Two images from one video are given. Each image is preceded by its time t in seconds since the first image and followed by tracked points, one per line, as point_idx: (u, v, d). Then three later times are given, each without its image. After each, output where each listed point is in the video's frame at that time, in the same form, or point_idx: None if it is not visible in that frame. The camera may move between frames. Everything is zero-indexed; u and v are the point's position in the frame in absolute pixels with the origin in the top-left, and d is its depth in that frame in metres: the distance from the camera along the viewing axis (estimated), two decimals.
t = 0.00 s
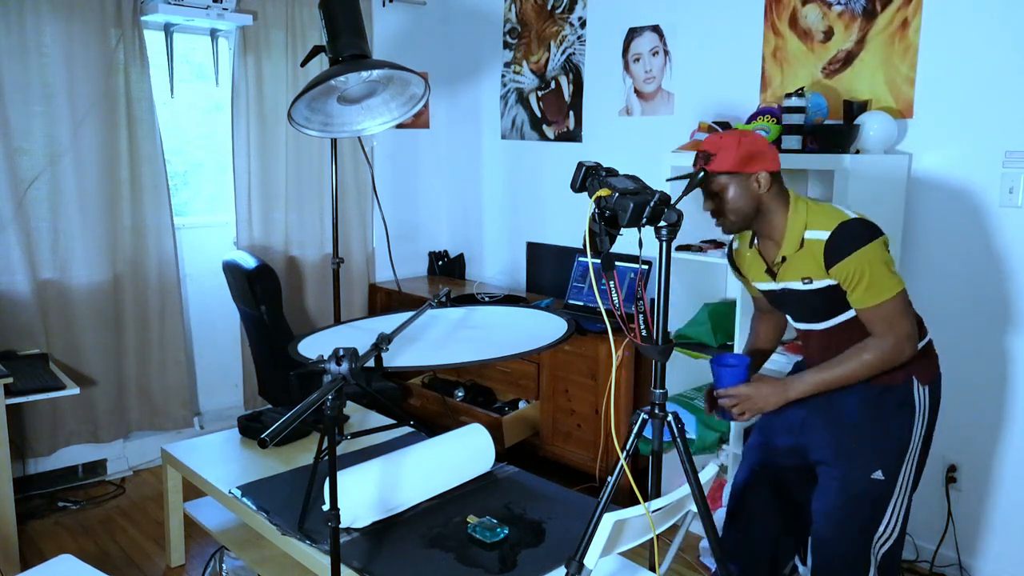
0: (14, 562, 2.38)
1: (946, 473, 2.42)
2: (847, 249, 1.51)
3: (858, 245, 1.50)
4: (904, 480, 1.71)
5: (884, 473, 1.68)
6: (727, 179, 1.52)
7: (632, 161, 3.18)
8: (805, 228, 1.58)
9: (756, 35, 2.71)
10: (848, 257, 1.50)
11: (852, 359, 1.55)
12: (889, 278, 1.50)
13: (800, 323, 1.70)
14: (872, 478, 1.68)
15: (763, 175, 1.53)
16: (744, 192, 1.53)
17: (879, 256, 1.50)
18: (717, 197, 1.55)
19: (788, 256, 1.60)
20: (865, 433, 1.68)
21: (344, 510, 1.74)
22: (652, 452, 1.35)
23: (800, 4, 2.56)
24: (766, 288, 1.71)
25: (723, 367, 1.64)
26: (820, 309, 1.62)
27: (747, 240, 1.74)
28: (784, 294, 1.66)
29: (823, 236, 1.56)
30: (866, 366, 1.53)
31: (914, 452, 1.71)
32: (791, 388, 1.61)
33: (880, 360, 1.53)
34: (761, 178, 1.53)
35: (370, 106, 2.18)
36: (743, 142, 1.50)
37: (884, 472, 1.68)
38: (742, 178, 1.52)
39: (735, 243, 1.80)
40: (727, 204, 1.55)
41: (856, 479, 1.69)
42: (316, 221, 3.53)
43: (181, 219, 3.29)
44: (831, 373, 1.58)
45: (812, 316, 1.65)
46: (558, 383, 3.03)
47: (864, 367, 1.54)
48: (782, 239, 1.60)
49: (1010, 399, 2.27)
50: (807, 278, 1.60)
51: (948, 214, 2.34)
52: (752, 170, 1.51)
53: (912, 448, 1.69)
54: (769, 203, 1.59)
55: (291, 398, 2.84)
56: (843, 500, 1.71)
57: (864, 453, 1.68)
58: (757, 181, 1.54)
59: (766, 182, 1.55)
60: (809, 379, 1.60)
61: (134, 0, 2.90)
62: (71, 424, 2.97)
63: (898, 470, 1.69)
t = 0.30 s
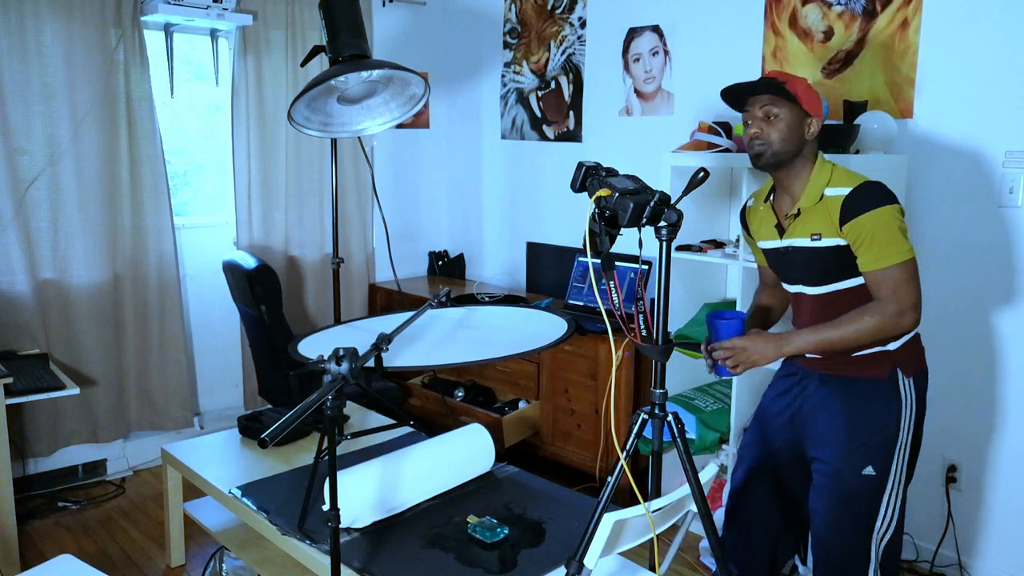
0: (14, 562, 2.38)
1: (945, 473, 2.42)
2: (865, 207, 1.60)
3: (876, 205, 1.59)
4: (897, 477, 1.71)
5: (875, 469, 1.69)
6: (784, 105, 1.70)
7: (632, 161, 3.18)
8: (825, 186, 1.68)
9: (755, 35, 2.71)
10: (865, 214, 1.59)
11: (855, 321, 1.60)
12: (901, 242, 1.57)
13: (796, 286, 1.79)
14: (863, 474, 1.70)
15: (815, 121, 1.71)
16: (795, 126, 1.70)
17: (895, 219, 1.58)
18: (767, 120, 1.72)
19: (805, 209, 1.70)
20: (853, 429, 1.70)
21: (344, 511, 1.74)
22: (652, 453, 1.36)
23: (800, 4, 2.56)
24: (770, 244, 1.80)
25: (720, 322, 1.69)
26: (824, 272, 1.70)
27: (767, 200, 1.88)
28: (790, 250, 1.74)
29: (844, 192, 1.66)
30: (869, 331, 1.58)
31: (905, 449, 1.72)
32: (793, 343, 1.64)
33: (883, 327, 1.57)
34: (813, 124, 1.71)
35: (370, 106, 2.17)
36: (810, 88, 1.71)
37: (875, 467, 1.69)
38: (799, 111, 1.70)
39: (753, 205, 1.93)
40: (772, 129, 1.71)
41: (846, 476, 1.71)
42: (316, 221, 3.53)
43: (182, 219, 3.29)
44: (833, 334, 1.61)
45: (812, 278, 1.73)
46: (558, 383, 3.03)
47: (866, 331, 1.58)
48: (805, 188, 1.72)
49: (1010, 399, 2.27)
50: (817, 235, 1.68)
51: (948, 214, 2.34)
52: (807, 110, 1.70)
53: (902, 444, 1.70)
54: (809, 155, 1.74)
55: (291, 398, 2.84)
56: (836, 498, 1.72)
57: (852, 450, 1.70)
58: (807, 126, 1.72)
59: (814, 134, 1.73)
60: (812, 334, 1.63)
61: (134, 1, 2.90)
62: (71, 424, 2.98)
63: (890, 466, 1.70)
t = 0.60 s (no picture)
0: (14, 562, 2.38)
1: (945, 473, 2.43)
2: (865, 187, 1.62)
3: (876, 189, 1.60)
4: (877, 464, 1.74)
5: (854, 459, 1.73)
6: (800, 82, 1.70)
7: (632, 161, 3.19)
8: (828, 165, 1.70)
9: (755, 35, 2.71)
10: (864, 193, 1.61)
11: (851, 296, 1.60)
12: (897, 224, 1.59)
13: (779, 263, 1.80)
14: (843, 465, 1.73)
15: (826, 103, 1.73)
16: (807, 103, 1.71)
17: (894, 201, 1.60)
18: (781, 94, 1.72)
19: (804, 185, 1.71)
20: (830, 421, 1.73)
21: (344, 511, 1.74)
22: (652, 453, 1.35)
23: (800, 4, 2.56)
24: (761, 219, 1.81)
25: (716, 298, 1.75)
26: (813, 251, 1.71)
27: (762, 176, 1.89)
28: (782, 226, 1.75)
29: (846, 172, 1.67)
30: (864, 307, 1.59)
31: (882, 436, 1.75)
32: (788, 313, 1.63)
33: (879, 304, 1.58)
34: (823, 105, 1.73)
35: (370, 106, 2.18)
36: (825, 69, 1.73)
37: (854, 457, 1.73)
38: (814, 90, 1.71)
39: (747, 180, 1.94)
40: (785, 104, 1.71)
41: (827, 469, 1.74)
42: (316, 221, 3.53)
43: (182, 219, 3.29)
44: (830, 310, 1.62)
45: (803, 256, 1.73)
46: (558, 383, 3.03)
47: (862, 306, 1.59)
48: (806, 167, 1.74)
49: (1011, 399, 2.27)
50: (811, 212, 1.69)
51: (948, 215, 2.34)
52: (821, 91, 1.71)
53: (879, 432, 1.73)
54: (815, 135, 1.75)
55: (291, 398, 2.84)
56: (820, 491, 1.76)
57: (830, 443, 1.73)
58: (818, 106, 1.73)
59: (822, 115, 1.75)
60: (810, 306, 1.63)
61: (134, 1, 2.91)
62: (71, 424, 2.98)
63: (869, 454, 1.73)
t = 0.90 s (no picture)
0: (14, 562, 2.38)
1: (945, 473, 2.43)
2: (857, 182, 1.62)
3: (866, 186, 1.60)
4: (860, 456, 1.75)
5: (837, 452, 1.73)
6: (799, 75, 1.69)
7: (632, 161, 3.19)
8: (821, 158, 1.69)
9: (756, 35, 2.71)
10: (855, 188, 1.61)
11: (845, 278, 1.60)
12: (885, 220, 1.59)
13: (763, 252, 1.80)
14: (827, 459, 1.74)
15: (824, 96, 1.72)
16: (804, 95, 1.70)
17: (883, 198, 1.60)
18: (779, 86, 1.71)
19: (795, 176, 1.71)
20: (811, 415, 1.74)
21: (344, 511, 1.74)
22: (652, 453, 1.35)
23: (800, 4, 2.56)
24: (750, 207, 1.82)
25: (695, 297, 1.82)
26: (800, 242, 1.72)
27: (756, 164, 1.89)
28: (771, 215, 1.76)
29: (839, 165, 1.67)
30: (856, 291, 1.59)
31: (864, 427, 1.75)
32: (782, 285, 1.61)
33: (868, 293, 1.59)
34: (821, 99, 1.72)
35: (370, 106, 2.18)
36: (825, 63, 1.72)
37: (837, 450, 1.73)
38: (812, 84, 1.70)
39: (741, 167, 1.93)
40: (783, 97, 1.70)
41: (811, 464, 1.75)
42: (316, 221, 3.53)
43: (182, 220, 3.29)
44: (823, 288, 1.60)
45: (789, 246, 1.74)
46: (558, 383, 3.03)
47: (854, 291, 1.59)
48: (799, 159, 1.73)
49: (1011, 400, 2.27)
50: (799, 204, 1.70)
51: (947, 215, 2.34)
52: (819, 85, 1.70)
53: (860, 424, 1.74)
54: (811, 128, 1.74)
55: (291, 398, 2.84)
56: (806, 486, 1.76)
57: (812, 437, 1.74)
58: (816, 99, 1.72)
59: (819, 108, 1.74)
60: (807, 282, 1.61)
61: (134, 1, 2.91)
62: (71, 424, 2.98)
63: (851, 446, 1.73)
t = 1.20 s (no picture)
0: (14, 562, 2.38)
1: (946, 473, 2.43)
2: (844, 179, 1.62)
3: (852, 183, 1.60)
4: (853, 455, 1.75)
5: (829, 451, 1.73)
6: (796, 74, 1.68)
7: (632, 161, 3.19)
8: (817, 155, 1.69)
9: (756, 35, 2.71)
10: (847, 183, 1.60)
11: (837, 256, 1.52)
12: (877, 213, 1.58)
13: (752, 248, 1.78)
14: (819, 458, 1.73)
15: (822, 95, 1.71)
16: (801, 95, 1.69)
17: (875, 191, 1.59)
18: (776, 85, 1.70)
19: (790, 174, 1.72)
20: (802, 415, 1.74)
21: (344, 511, 1.74)
22: (653, 453, 1.35)
23: (800, 4, 2.56)
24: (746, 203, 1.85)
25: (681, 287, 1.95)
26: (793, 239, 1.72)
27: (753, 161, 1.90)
28: (764, 212, 1.77)
29: (834, 161, 1.67)
30: (845, 274, 1.52)
31: (855, 426, 1.75)
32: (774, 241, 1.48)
33: (854, 281, 1.53)
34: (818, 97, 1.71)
35: (370, 106, 2.17)
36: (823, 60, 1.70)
37: (828, 450, 1.73)
38: (809, 82, 1.69)
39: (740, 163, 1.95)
40: (780, 96, 1.69)
41: (803, 463, 1.75)
42: (316, 221, 3.53)
43: (182, 220, 3.29)
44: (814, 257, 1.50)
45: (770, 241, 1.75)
46: (558, 383, 3.03)
47: (843, 272, 1.52)
48: (795, 157, 1.73)
49: (1011, 400, 2.27)
50: (791, 201, 1.72)
51: (947, 215, 2.34)
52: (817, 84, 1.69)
53: (851, 423, 1.73)
54: (808, 126, 1.73)
55: (291, 398, 2.84)
56: (799, 485, 1.77)
57: (803, 436, 1.74)
58: (813, 98, 1.71)
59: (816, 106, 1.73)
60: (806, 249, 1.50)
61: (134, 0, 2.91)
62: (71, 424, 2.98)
63: (843, 445, 1.73)
